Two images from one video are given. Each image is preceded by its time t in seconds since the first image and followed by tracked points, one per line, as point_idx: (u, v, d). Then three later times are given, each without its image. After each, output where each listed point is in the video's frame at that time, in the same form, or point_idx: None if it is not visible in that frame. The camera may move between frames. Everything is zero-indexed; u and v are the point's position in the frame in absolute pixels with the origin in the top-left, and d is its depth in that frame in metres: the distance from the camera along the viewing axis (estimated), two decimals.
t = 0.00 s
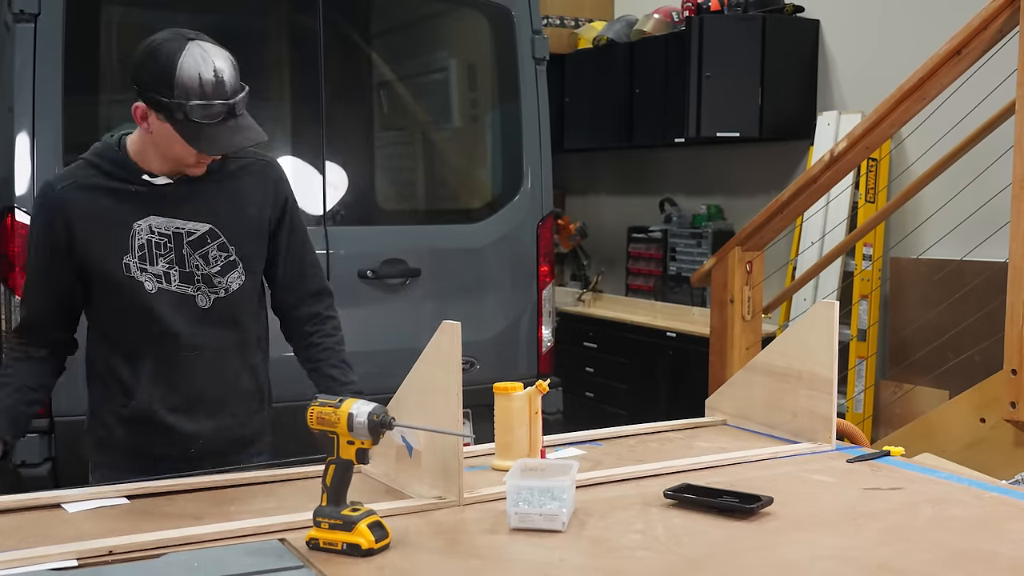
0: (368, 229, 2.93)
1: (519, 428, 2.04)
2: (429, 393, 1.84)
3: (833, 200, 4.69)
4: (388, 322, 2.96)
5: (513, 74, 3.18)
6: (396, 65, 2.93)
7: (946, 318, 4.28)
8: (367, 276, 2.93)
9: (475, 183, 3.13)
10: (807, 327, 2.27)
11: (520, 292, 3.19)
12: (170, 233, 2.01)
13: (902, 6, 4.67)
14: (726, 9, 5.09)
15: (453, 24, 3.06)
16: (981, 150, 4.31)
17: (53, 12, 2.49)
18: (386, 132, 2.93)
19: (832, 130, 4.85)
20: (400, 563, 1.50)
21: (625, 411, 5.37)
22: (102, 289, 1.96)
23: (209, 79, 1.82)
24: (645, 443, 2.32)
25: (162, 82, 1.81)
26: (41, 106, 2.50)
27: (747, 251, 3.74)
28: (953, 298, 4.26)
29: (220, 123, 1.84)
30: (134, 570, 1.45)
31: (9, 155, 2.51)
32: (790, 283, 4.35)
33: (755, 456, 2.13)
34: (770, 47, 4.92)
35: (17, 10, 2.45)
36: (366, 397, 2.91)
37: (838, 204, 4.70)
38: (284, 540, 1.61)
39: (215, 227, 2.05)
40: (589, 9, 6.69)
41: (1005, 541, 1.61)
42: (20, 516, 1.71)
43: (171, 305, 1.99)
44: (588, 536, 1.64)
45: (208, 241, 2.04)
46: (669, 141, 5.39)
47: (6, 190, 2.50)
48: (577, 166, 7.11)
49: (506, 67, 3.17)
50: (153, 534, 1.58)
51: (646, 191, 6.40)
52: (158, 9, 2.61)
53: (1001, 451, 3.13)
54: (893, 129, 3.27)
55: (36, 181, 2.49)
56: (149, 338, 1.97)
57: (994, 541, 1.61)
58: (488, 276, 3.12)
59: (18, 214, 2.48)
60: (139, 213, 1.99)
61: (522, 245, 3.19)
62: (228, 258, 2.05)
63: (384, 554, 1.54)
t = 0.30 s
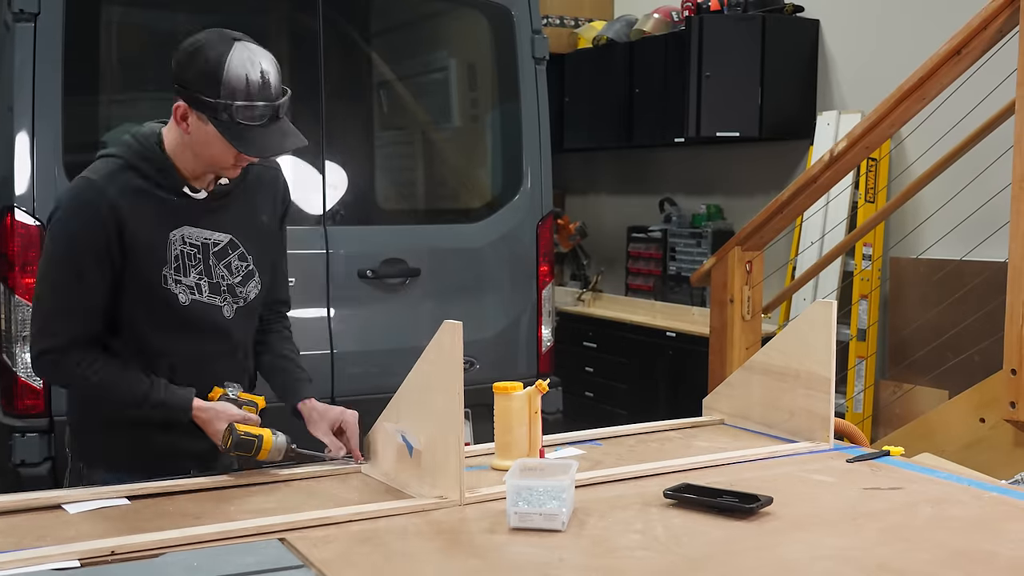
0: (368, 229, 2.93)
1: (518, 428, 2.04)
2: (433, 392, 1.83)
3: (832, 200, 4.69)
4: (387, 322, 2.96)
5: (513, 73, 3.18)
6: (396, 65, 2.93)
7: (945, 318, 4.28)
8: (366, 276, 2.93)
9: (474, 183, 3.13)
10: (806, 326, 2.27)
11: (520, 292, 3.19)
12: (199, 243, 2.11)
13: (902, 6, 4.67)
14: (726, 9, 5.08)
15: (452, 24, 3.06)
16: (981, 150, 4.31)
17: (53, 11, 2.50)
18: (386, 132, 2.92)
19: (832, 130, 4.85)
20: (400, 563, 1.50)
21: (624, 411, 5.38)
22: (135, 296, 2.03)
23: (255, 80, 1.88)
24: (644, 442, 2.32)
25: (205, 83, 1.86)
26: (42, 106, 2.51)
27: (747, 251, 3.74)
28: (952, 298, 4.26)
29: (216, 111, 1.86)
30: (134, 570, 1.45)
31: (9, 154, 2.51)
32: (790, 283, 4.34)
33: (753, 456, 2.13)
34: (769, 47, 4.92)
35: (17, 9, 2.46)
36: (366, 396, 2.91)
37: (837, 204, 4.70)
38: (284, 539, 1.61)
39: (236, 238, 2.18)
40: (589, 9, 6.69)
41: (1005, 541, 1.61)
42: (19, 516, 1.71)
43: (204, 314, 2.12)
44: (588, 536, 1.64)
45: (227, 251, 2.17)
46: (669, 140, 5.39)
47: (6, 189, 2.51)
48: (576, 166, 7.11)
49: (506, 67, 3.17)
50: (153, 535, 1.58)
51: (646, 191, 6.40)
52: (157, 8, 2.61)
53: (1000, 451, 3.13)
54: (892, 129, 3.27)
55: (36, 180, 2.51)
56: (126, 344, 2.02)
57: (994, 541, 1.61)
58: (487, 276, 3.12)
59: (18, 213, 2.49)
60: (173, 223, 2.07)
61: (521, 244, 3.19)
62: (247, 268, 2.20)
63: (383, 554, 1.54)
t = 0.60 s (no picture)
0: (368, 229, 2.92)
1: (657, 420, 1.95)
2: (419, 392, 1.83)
3: (832, 200, 4.69)
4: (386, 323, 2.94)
5: (512, 73, 3.18)
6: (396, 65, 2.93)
7: (946, 318, 4.28)
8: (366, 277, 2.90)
9: (474, 183, 3.13)
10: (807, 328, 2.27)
11: (520, 292, 3.18)
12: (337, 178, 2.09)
13: (901, 6, 4.68)
14: (726, 9, 5.08)
15: (452, 24, 3.06)
16: (980, 151, 4.31)
17: (53, 12, 2.50)
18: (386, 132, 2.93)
19: (831, 130, 4.84)
20: (400, 563, 1.50)
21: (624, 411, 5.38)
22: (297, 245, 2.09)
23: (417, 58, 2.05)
24: (644, 443, 2.32)
25: (380, 72, 2.03)
26: (41, 106, 2.51)
27: (747, 251, 3.74)
28: (952, 298, 4.26)
29: (434, 88, 2.05)
30: (133, 570, 1.45)
31: (8, 155, 2.51)
32: (789, 283, 4.35)
33: (751, 455, 2.13)
34: (769, 48, 4.92)
35: (17, 10, 2.46)
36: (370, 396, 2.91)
37: (837, 205, 4.70)
38: (283, 539, 1.60)
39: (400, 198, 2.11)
40: (589, 9, 6.68)
41: (1005, 542, 1.61)
42: (18, 515, 1.71)
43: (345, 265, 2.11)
44: (588, 536, 1.64)
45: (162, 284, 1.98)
46: (669, 141, 5.39)
47: (6, 189, 2.51)
48: (576, 167, 7.11)
49: (506, 67, 3.17)
50: (153, 534, 1.58)
51: (646, 191, 6.39)
52: (157, 9, 2.62)
53: (1000, 451, 3.13)
54: (892, 129, 3.27)
55: (36, 180, 2.51)
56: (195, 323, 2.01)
57: (993, 541, 1.61)
58: (487, 276, 3.12)
59: (17, 213, 2.49)
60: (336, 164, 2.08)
61: (521, 245, 3.19)
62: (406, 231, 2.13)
63: (384, 554, 1.54)
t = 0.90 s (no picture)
0: (367, 230, 2.91)
1: (697, 440, 1.95)
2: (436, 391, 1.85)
3: (833, 200, 4.69)
4: (386, 324, 2.94)
5: (512, 74, 3.18)
6: (396, 66, 2.93)
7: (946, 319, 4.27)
8: (366, 277, 2.90)
9: (474, 183, 3.12)
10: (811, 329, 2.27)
11: (520, 293, 3.18)
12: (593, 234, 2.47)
13: (902, 7, 4.68)
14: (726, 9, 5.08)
15: (452, 24, 3.06)
16: (981, 151, 4.31)
17: (53, 13, 2.50)
18: (386, 132, 2.92)
19: (832, 130, 4.84)
20: (401, 563, 1.50)
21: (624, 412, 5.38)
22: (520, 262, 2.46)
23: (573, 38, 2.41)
24: (645, 444, 2.32)
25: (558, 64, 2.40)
26: (42, 106, 2.51)
27: (748, 251, 3.74)
28: (953, 298, 4.26)
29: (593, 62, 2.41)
30: (133, 570, 1.44)
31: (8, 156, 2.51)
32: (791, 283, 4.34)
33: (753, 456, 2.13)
34: (769, 48, 4.92)
35: (17, 10, 2.46)
36: (371, 397, 2.91)
37: (838, 205, 4.69)
38: (284, 540, 1.60)
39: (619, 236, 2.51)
40: (589, 9, 6.68)
41: (1006, 542, 1.61)
42: (18, 515, 1.70)
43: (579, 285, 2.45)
44: (589, 537, 1.64)
45: None
46: (669, 141, 5.39)
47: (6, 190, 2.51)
48: (577, 167, 7.11)
49: (506, 68, 3.17)
50: (154, 535, 1.58)
51: (646, 192, 6.39)
52: (157, 9, 2.61)
53: (1001, 452, 3.13)
54: (893, 129, 3.27)
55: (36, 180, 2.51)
56: None
57: (995, 541, 1.61)
58: (487, 277, 3.11)
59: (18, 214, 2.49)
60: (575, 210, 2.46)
61: (522, 245, 3.19)
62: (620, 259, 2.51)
63: (384, 554, 1.54)
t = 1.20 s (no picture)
0: (368, 229, 2.91)
1: (698, 440, 1.95)
2: (436, 391, 1.85)
3: (834, 200, 4.69)
4: (387, 323, 2.94)
5: (513, 74, 3.18)
6: (397, 65, 2.93)
7: (948, 319, 4.27)
8: (367, 276, 2.90)
9: (476, 183, 3.12)
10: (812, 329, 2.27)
11: (521, 292, 3.18)
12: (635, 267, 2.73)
13: (903, 6, 4.67)
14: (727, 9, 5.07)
15: (453, 24, 3.06)
16: (982, 151, 4.31)
17: (55, 13, 2.51)
18: (387, 132, 2.93)
19: (833, 130, 4.84)
20: (401, 563, 1.50)
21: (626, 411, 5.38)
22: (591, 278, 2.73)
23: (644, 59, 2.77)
24: (646, 443, 2.32)
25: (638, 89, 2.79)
26: (44, 106, 2.51)
27: (749, 251, 3.74)
28: (954, 298, 4.25)
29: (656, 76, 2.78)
30: (134, 570, 1.44)
31: (10, 156, 2.51)
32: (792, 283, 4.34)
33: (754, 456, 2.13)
34: (770, 48, 4.92)
35: (18, 10, 2.47)
36: (371, 396, 2.91)
37: (839, 205, 4.69)
38: (284, 540, 1.60)
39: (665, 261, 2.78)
40: (590, 8, 6.68)
41: (1007, 542, 1.61)
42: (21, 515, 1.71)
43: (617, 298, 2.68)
44: (589, 537, 1.64)
45: None
46: (670, 141, 5.39)
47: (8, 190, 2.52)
48: (578, 167, 7.11)
49: (507, 68, 3.17)
50: (155, 535, 1.58)
51: (647, 191, 6.39)
52: (158, 9, 2.62)
53: (1002, 452, 3.12)
54: (895, 129, 3.27)
55: (38, 180, 2.51)
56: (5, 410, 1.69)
57: (996, 541, 1.61)
58: (488, 276, 3.11)
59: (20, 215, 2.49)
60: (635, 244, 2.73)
61: (523, 245, 3.19)
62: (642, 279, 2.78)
63: (385, 554, 1.54)
